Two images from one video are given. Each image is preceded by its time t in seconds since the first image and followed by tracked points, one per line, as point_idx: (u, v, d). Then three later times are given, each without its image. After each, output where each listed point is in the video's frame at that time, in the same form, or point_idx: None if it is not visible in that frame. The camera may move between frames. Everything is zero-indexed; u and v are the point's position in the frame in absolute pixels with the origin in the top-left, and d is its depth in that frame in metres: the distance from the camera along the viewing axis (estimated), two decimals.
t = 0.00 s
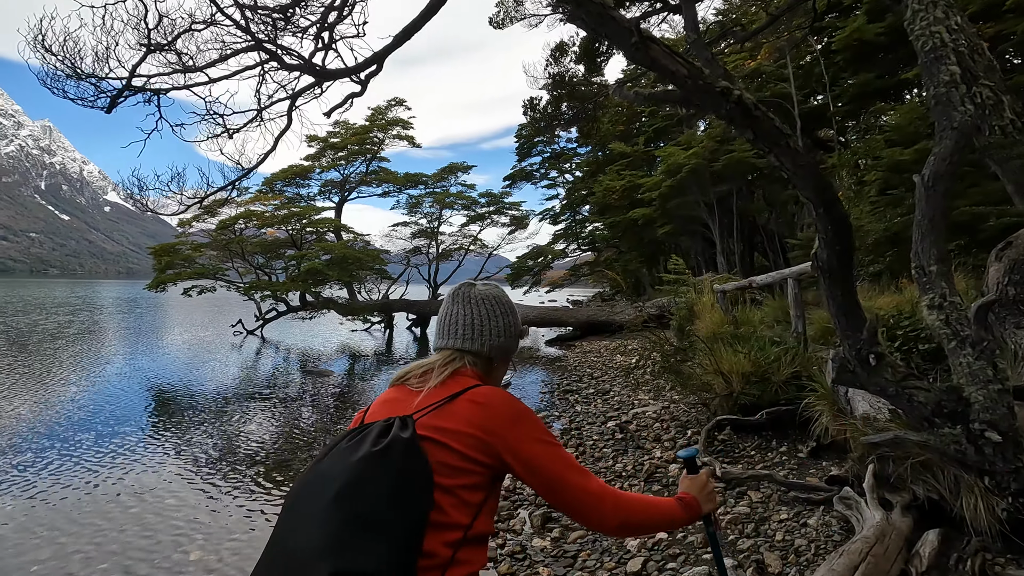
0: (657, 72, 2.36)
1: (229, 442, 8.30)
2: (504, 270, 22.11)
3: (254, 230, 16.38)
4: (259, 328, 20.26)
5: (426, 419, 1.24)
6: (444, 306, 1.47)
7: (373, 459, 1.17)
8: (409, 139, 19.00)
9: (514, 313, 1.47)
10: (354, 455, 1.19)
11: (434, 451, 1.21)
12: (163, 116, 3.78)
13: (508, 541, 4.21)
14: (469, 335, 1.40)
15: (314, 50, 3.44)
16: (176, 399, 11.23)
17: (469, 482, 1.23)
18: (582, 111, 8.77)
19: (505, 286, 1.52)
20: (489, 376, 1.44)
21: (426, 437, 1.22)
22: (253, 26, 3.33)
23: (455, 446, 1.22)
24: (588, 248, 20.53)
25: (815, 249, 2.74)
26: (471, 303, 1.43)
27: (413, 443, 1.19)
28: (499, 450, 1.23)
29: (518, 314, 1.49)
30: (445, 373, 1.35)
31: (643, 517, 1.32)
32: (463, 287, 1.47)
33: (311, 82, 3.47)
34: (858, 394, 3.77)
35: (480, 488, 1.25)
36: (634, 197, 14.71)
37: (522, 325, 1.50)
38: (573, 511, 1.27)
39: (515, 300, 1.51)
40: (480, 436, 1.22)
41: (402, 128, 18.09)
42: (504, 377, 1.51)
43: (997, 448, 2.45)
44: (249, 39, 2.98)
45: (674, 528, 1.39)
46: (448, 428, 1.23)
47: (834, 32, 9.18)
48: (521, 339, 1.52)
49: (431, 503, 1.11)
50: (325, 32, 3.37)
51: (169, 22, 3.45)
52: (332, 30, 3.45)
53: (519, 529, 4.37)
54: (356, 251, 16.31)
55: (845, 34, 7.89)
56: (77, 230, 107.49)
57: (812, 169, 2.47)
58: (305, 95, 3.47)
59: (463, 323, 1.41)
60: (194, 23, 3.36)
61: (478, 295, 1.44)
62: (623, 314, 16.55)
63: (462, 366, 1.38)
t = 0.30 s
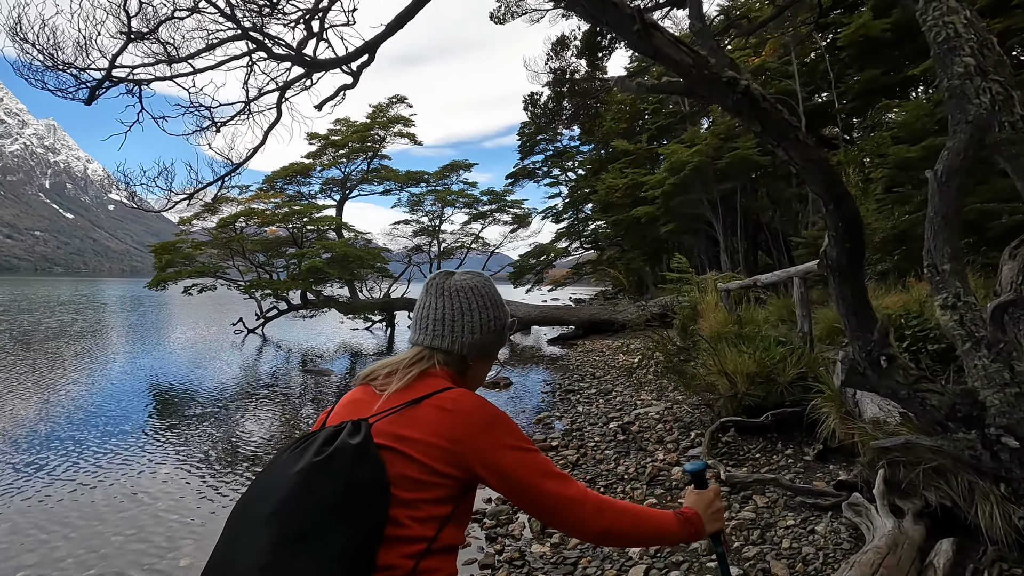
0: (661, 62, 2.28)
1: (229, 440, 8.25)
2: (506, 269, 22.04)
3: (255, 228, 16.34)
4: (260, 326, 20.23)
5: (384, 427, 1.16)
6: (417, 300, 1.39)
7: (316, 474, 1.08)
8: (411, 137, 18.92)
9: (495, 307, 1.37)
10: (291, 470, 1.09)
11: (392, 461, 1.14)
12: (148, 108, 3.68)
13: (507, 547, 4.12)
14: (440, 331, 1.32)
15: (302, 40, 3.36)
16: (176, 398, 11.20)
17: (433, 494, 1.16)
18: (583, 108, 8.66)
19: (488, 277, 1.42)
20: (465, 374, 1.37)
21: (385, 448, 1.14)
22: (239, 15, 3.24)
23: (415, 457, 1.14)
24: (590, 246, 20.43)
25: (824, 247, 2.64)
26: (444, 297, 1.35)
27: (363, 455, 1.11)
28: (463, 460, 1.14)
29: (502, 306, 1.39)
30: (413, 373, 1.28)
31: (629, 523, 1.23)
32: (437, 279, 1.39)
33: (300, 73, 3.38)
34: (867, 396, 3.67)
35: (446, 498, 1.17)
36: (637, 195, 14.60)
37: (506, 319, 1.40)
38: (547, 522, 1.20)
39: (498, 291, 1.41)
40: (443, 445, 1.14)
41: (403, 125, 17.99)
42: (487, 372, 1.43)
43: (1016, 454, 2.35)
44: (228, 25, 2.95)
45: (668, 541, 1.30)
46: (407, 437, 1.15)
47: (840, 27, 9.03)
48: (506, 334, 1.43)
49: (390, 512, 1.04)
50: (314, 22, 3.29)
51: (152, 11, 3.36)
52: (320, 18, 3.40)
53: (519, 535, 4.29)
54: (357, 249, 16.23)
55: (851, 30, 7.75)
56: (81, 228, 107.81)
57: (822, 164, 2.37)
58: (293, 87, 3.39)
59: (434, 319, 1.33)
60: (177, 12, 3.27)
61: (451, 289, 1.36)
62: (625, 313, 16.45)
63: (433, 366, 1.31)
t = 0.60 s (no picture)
0: (666, 55, 2.21)
1: (233, 440, 8.22)
2: (510, 268, 21.97)
3: (258, 227, 16.35)
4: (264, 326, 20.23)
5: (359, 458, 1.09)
6: (388, 308, 1.34)
7: (285, 520, 1.02)
8: (414, 136, 18.85)
9: (464, 301, 1.25)
10: (256, 518, 1.03)
11: (368, 497, 1.07)
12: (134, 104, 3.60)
13: (508, 554, 4.06)
14: (408, 339, 1.26)
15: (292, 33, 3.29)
16: (180, 397, 11.20)
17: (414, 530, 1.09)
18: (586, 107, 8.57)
19: (456, 268, 1.30)
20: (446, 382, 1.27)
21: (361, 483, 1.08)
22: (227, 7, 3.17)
23: (394, 494, 1.06)
24: (595, 245, 20.32)
25: (835, 247, 2.56)
26: (406, 303, 1.28)
27: (335, 495, 1.04)
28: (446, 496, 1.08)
29: (474, 299, 1.26)
30: (381, 385, 1.20)
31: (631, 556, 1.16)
32: (399, 281, 1.33)
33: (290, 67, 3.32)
34: (878, 401, 3.56)
35: (429, 533, 1.11)
36: (642, 194, 14.49)
37: (484, 311, 1.26)
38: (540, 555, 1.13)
39: (468, 281, 1.28)
40: (423, 480, 1.07)
41: (406, 124, 17.93)
42: (482, 375, 1.30)
43: None
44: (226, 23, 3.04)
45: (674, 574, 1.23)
46: (383, 471, 1.08)
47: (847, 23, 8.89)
48: (492, 327, 1.28)
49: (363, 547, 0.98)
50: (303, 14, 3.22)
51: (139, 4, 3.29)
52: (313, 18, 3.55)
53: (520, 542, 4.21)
54: (359, 248, 16.18)
55: (858, 26, 7.62)
56: (88, 227, 108.47)
57: (832, 161, 2.28)
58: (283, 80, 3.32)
59: (402, 326, 1.27)
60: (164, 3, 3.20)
61: (412, 289, 1.29)
62: (629, 313, 16.34)
63: (410, 378, 1.23)
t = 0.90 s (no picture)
0: (668, 44, 2.16)
1: (238, 438, 8.24)
2: (515, 267, 21.92)
3: (262, 226, 16.38)
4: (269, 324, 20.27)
5: (327, 487, 1.09)
6: (349, 302, 1.37)
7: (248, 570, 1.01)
8: (418, 134, 18.82)
9: (412, 284, 1.25)
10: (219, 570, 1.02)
11: (339, 527, 1.08)
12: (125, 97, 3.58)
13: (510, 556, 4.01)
14: (366, 333, 1.29)
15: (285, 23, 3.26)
16: (186, 395, 11.25)
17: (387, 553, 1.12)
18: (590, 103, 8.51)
19: (402, 244, 1.30)
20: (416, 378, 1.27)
21: (330, 515, 1.08)
22: None
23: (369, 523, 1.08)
24: (600, 244, 20.23)
25: (844, 244, 2.49)
26: (358, 291, 1.31)
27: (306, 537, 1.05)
28: (420, 522, 1.09)
29: (423, 280, 1.25)
30: (339, 394, 1.21)
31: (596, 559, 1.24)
32: (350, 270, 1.36)
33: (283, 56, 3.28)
34: (887, 401, 3.49)
35: (403, 553, 1.14)
36: (647, 192, 14.39)
37: (437, 293, 1.24)
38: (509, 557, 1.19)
39: (414, 260, 1.27)
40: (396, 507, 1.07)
41: (411, 122, 17.89)
42: (453, 363, 1.28)
43: None
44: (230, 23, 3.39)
45: (635, 569, 1.33)
46: (352, 500, 1.07)
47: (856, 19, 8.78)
48: (455, 312, 1.25)
49: None
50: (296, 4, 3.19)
51: None
52: (310, 15, 3.88)
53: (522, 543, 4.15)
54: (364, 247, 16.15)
55: (867, 23, 7.53)
56: (97, 227, 109.28)
57: (840, 154, 2.22)
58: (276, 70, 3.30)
59: (358, 318, 1.31)
60: None
61: (361, 280, 1.31)
62: (634, 312, 16.24)
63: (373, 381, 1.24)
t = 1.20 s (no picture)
0: (665, 36, 2.11)
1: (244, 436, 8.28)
2: (521, 266, 21.88)
3: (268, 225, 16.44)
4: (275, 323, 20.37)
5: (327, 488, 1.06)
6: (332, 297, 1.36)
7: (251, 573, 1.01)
8: (423, 133, 18.81)
9: (395, 278, 1.23)
10: None
11: (339, 528, 1.05)
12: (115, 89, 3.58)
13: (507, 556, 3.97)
14: (347, 329, 1.27)
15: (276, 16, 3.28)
16: (193, 393, 11.33)
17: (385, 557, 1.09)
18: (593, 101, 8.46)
19: (384, 237, 1.29)
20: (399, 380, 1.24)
21: (328, 515, 1.05)
22: None
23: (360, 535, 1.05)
24: (607, 243, 20.14)
25: (848, 240, 2.44)
26: (340, 285, 1.30)
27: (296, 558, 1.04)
28: (420, 522, 1.06)
29: (406, 274, 1.23)
30: (318, 400, 1.19)
31: (595, 563, 1.22)
32: (333, 263, 1.36)
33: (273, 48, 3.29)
34: (893, 401, 3.43)
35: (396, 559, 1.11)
36: (653, 191, 14.31)
37: (420, 288, 1.22)
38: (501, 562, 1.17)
39: (395, 253, 1.26)
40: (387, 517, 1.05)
41: (416, 121, 17.89)
42: (440, 367, 1.25)
43: None
44: (223, 19, 3.48)
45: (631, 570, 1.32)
46: (349, 501, 1.04)
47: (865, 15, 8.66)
48: (439, 309, 1.23)
49: None
50: None
51: None
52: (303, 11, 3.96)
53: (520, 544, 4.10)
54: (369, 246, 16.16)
55: (876, 18, 7.42)
56: (108, 227, 110.45)
57: (842, 148, 2.18)
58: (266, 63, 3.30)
59: (340, 314, 1.30)
60: None
61: (344, 272, 1.30)
62: (640, 312, 16.15)
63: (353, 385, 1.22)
